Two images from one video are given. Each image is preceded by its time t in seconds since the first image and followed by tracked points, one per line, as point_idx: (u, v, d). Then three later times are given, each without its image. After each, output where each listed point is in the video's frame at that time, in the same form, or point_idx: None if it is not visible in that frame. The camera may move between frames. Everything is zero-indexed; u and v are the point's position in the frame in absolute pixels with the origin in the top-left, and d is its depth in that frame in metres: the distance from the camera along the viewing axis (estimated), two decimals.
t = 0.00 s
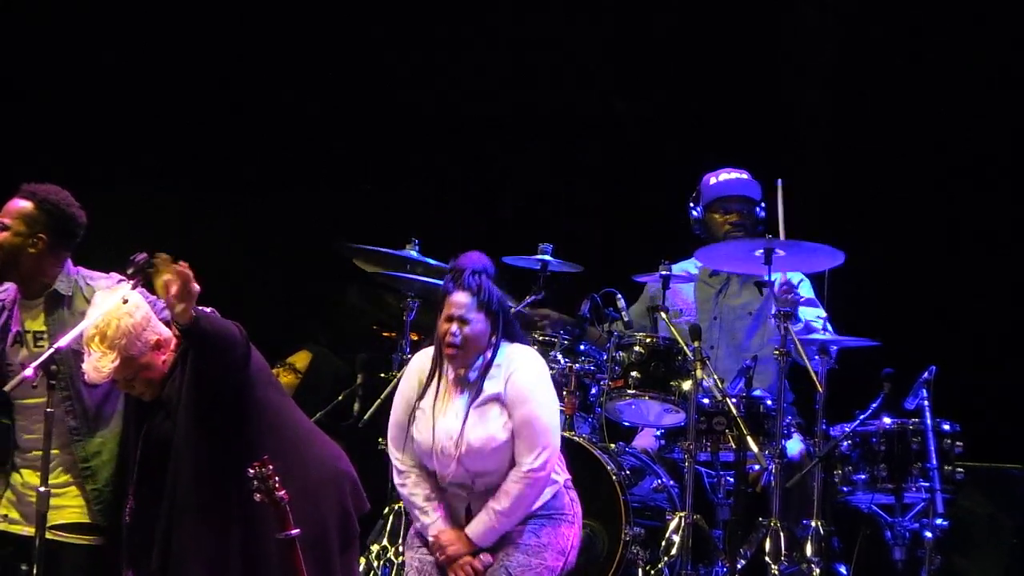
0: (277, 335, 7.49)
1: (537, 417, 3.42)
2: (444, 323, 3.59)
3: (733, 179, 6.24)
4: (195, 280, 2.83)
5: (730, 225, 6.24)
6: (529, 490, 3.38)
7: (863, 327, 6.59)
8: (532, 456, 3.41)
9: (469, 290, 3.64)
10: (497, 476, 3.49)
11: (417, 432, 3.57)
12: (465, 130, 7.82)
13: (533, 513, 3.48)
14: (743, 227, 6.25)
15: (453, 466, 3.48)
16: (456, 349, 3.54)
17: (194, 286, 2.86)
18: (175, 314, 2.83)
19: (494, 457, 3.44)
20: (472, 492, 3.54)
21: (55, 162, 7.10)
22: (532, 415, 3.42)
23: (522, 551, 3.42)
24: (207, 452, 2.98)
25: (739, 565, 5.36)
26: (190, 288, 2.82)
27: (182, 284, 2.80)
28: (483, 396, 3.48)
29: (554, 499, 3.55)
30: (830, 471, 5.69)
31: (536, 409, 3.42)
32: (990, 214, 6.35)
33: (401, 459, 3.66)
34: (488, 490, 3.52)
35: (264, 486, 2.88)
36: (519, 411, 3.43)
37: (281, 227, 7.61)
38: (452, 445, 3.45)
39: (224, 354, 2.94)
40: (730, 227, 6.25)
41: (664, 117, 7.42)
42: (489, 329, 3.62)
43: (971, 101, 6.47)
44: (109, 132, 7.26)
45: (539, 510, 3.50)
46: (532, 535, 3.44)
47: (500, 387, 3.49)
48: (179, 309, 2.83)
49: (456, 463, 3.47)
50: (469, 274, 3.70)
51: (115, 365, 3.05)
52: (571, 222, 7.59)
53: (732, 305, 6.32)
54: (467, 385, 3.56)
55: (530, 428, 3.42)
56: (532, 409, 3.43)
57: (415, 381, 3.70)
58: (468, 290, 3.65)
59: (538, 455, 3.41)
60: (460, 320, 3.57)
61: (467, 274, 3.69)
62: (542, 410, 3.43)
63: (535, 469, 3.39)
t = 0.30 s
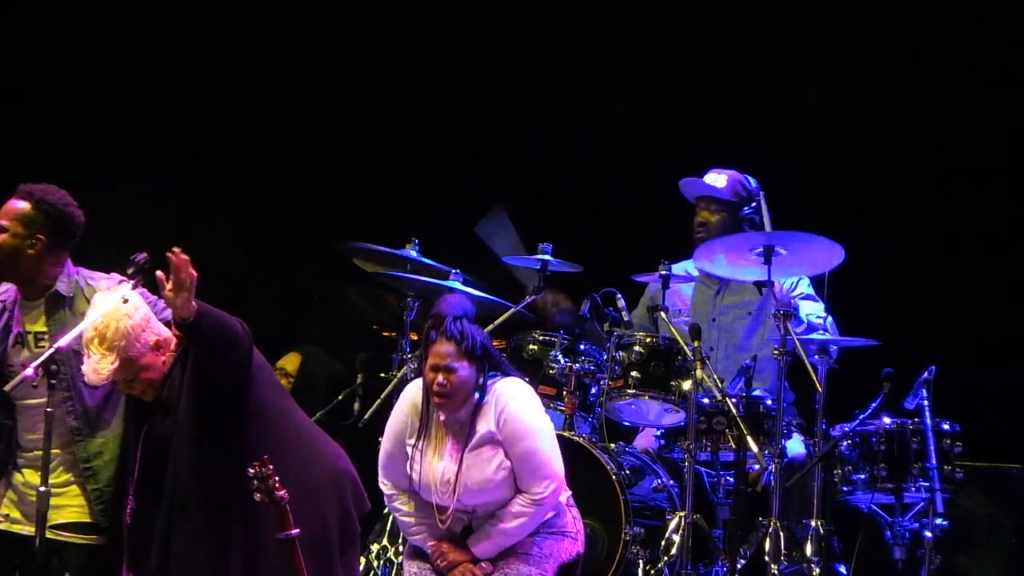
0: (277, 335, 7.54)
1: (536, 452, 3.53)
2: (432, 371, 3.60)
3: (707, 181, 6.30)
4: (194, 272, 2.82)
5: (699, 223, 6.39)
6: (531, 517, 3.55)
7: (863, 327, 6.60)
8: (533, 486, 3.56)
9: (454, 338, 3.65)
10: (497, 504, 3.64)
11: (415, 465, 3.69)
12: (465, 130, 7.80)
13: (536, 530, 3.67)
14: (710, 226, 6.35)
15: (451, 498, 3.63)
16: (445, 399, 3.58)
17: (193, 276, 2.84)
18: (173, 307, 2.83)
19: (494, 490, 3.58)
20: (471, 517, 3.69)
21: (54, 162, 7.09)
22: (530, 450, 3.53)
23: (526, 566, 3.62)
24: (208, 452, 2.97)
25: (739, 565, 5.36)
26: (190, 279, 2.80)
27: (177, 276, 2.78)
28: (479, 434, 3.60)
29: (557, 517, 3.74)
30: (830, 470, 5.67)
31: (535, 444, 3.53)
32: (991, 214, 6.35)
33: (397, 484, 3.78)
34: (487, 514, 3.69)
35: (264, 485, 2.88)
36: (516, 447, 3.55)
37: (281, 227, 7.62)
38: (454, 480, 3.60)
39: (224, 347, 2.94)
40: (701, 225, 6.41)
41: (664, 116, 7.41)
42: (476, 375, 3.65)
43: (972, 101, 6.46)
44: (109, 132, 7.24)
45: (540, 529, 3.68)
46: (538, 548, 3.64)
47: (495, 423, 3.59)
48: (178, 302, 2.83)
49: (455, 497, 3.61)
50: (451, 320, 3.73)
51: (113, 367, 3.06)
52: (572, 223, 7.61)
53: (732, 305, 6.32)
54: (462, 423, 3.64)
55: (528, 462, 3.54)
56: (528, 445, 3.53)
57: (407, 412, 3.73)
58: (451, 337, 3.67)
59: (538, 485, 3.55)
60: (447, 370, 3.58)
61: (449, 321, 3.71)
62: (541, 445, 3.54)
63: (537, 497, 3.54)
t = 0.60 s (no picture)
0: (277, 336, 7.50)
1: (536, 461, 3.53)
2: (428, 390, 3.54)
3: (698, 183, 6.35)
4: (203, 269, 2.87)
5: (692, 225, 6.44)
6: (532, 524, 3.56)
7: (864, 327, 6.59)
8: (533, 493, 3.56)
9: (448, 355, 3.55)
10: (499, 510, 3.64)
11: (416, 477, 3.69)
12: (465, 130, 7.80)
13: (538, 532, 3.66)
14: (701, 228, 6.40)
15: (452, 507, 3.63)
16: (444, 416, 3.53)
17: (201, 268, 2.88)
18: (179, 303, 2.83)
19: (495, 499, 3.58)
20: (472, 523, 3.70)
21: (54, 163, 7.08)
22: (529, 459, 3.52)
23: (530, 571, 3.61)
24: (208, 450, 2.97)
25: (739, 564, 5.35)
26: (199, 274, 2.85)
27: (184, 271, 2.82)
28: (478, 445, 3.58)
29: (559, 518, 3.73)
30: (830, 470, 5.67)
31: (534, 453, 3.53)
32: (992, 214, 6.35)
33: (398, 494, 3.77)
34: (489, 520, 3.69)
35: (264, 485, 2.87)
36: (515, 457, 3.55)
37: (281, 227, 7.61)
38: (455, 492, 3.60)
39: (227, 344, 2.94)
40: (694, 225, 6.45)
41: (664, 116, 7.40)
42: (473, 389, 3.59)
43: (972, 101, 6.46)
44: (108, 131, 7.22)
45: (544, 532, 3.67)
46: (542, 550, 3.63)
47: (494, 434, 3.57)
48: (185, 298, 2.84)
49: (457, 507, 3.62)
50: (444, 337, 3.61)
51: (111, 362, 3.06)
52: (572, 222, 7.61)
53: (730, 304, 6.32)
54: (462, 435, 3.63)
55: (527, 471, 3.54)
56: (527, 454, 3.53)
57: (406, 422, 3.71)
58: (444, 354, 3.56)
59: (538, 493, 3.56)
60: (443, 388, 3.51)
61: (442, 337, 3.60)
62: (540, 453, 3.54)
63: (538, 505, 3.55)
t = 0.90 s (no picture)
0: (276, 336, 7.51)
1: (534, 461, 3.53)
2: (427, 391, 3.53)
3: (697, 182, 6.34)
4: (206, 267, 2.87)
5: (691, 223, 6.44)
6: (532, 522, 3.57)
7: (864, 327, 6.59)
8: (533, 492, 3.57)
9: (446, 355, 3.54)
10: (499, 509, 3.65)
11: (417, 477, 3.69)
12: (465, 130, 7.80)
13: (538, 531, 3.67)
14: (700, 226, 6.40)
15: (453, 507, 3.63)
16: (443, 416, 3.53)
17: (205, 266, 2.88)
18: (180, 302, 2.82)
19: (495, 498, 3.59)
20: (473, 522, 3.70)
21: (54, 162, 7.15)
22: (530, 457, 3.53)
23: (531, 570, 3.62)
24: (207, 448, 2.96)
25: (739, 564, 5.35)
26: (202, 271, 2.85)
27: (190, 268, 2.83)
28: (478, 444, 3.58)
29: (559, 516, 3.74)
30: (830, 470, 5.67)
31: (535, 452, 3.53)
32: (992, 214, 6.36)
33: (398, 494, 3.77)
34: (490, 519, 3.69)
35: (264, 485, 2.89)
36: (514, 456, 3.55)
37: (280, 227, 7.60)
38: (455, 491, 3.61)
39: (227, 341, 2.94)
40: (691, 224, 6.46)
41: (665, 115, 7.40)
42: (471, 389, 3.58)
43: (973, 101, 6.46)
44: (109, 132, 7.27)
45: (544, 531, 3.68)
46: (543, 547, 3.63)
47: (493, 432, 3.57)
48: (187, 297, 2.84)
49: (457, 507, 3.62)
50: (441, 337, 3.59)
51: (111, 354, 3.08)
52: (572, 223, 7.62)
53: (730, 303, 6.32)
54: (462, 435, 3.63)
55: (527, 470, 3.54)
56: (527, 452, 3.53)
57: (404, 421, 3.71)
58: (441, 353, 3.54)
59: (538, 491, 3.56)
60: (442, 390, 3.50)
61: (438, 337, 3.58)
62: (539, 452, 3.54)
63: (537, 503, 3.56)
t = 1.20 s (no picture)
0: (277, 335, 7.52)
1: (534, 456, 3.52)
2: (426, 384, 3.52)
3: (725, 180, 6.24)
4: (213, 263, 2.92)
5: (720, 225, 6.26)
6: (532, 518, 3.56)
7: (864, 327, 6.59)
8: (532, 487, 3.56)
9: (445, 349, 3.54)
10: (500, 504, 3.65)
11: (417, 472, 3.69)
12: (465, 130, 7.80)
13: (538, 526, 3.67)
14: (732, 227, 6.25)
15: (454, 502, 3.63)
16: (444, 410, 3.52)
17: (211, 263, 2.94)
18: (186, 298, 2.87)
19: (495, 493, 3.59)
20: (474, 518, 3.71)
21: (54, 162, 7.11)
22: (530, 452, 3.52)
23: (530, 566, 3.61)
24: (206, 448, 2.94)
25: (739, 564, 5.35)
26: (208, 268, 2.90)
27: (195, 260, 2.88)
28: (478, 439, 3.58)
29: (558, 511, 3.74)
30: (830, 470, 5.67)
31: (535, 447, 3.52)
32: (992, 214, 6.36)
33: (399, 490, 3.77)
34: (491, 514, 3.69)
35: (264, 485, 2.92)
36: (513, 451, 3.54)
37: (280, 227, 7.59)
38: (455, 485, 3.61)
39: (228, 340, 2.94)
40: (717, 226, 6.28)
41: (665, 115, 7.40)
42: (470, 382, 3.58)
43: (973, 101, 6.46)
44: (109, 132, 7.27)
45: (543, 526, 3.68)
46: (542, 542, 3.64)
47: (493, 427, 3.57)
48: (191, 293, 2.88)
49: (458, 501, 3.62)
50: (440, 331, 3.59)
51: (107, 349, 3.08)
52: (572, 222, 7.62)
53: (730, 304, 6.32)
54: (462, 430, 3.63)
55: (526, 465, 3.54)
56: (527, 447, 3.53)
57: (404, 416, 3.70)
58: (441, 347, 3.53)
59: (538, 487, 3.55)
60: (441, 383, 3.49)
61: (437, 331, 3.58)
62: (538, 447, 3.53)
63: (536, 499, 3.55)
